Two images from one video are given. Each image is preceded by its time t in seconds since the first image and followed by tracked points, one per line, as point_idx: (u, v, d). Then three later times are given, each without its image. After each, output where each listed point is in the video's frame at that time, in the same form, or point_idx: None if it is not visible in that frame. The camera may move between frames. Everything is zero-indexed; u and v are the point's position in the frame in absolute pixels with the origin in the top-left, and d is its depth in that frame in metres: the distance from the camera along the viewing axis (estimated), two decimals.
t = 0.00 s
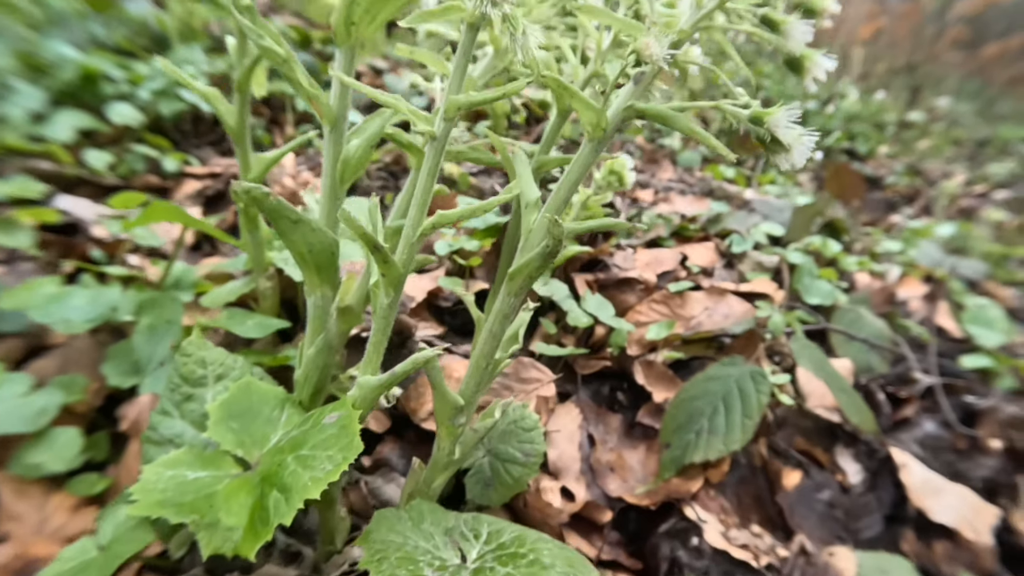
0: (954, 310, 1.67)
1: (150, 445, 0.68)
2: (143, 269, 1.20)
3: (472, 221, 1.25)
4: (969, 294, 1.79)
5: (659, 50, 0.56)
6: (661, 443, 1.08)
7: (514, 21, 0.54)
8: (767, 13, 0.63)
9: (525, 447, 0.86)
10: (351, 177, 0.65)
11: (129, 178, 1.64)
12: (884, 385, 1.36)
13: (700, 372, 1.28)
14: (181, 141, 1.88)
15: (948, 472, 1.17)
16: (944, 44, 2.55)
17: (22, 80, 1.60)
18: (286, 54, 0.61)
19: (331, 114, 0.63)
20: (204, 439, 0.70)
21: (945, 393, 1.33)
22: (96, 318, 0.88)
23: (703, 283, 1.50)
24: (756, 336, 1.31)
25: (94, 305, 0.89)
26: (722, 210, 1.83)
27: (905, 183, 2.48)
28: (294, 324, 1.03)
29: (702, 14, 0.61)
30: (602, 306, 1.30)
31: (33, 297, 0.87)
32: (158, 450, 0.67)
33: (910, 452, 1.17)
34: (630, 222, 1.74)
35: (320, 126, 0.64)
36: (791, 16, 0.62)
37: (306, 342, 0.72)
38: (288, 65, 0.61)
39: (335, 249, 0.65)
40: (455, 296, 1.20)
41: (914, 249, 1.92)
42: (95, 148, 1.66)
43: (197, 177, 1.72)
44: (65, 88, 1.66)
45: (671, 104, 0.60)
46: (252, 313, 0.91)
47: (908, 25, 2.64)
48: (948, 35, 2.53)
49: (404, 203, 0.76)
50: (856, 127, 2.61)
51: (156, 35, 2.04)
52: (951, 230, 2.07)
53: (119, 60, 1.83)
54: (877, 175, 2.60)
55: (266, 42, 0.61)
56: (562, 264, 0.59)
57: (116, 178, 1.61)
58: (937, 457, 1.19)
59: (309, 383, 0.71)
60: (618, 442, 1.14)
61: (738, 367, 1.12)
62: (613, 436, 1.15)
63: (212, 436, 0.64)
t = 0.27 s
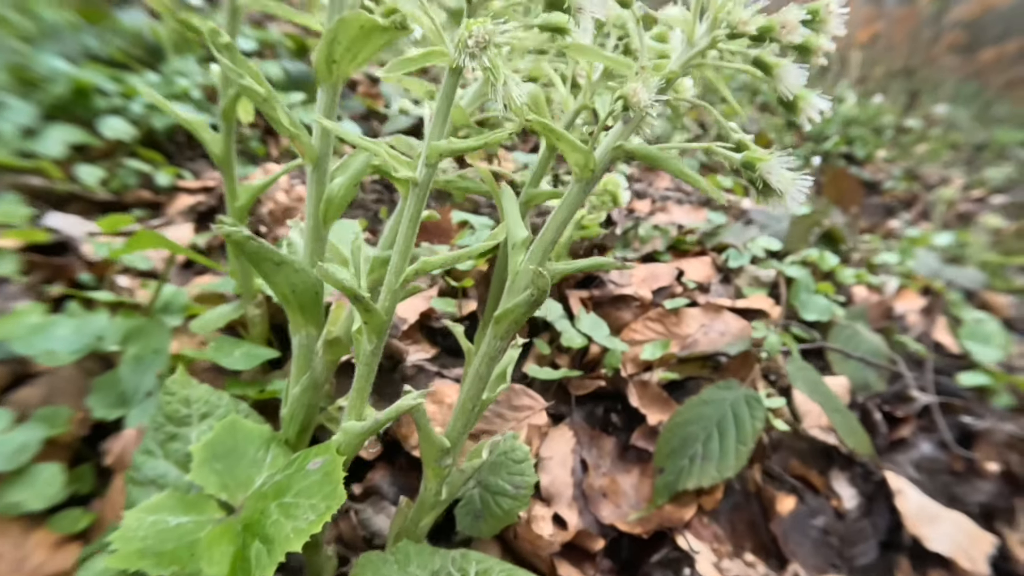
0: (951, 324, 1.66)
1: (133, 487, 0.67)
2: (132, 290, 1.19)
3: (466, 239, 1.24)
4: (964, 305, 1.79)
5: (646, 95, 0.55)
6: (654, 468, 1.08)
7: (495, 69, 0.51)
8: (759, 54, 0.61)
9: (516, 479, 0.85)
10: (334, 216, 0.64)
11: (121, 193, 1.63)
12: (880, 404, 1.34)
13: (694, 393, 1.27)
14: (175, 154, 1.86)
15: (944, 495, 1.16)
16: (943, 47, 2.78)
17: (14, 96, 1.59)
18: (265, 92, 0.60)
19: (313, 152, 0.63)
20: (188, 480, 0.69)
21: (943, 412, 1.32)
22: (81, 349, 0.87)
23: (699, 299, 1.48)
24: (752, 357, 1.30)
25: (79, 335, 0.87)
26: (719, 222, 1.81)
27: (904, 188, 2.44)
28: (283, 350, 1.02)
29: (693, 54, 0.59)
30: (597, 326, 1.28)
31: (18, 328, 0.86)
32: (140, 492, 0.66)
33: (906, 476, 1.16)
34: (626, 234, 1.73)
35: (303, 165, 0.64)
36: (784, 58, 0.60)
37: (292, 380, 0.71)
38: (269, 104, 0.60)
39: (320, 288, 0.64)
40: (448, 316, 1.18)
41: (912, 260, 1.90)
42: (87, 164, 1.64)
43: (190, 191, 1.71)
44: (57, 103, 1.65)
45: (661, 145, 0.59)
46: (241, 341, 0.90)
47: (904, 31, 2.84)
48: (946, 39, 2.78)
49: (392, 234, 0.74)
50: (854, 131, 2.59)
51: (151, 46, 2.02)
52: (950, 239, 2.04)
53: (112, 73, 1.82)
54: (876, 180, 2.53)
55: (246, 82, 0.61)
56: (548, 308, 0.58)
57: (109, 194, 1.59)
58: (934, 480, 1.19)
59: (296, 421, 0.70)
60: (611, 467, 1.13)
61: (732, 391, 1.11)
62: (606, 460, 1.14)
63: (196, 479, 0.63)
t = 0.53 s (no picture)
0: (953, 346, 1.64)
1: (128, 554, 0.66)
2: (127, 325, 1.18)
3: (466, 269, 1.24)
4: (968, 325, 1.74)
5: (651, 178, 0.55)
6: (655, 507, 1.07)
7: (495, 160, 0.52)
8: (770, 131, 0.59)
9: (515, 530, 0.84)
10: (328, 281, 0.63)
11: (117, 217, 1.61)
12: (882, 434, 1.33)
13: (695, 426, 1.26)
14: (171, 174, 1.84)
15: (947, 531, 1.15)
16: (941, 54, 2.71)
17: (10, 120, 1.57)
18: (259, 160, 0.60)
19: (306, 219, 0.62)
20: (184, 546, 0.68)
21: (945, 442, 1.31)
22: (74, 399, 0.85)
23: (700, 325, 1.47)
24: (754, 390, 1.29)
25: (71, 384, 0.85)
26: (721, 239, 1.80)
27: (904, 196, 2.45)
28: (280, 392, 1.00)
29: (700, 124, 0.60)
30: (596, 357, 1.28)
31: (8, 377, 0.84)
32: (135, 560, 0.65)
33: (908, 514, 1.15)
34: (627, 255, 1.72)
35: (298, 231, 0.63)
36: (799, 138, 0.58)
37: (288, 440, 0.70)
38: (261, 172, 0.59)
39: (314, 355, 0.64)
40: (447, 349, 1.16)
41: (913, 275, 1.87)
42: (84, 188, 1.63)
43: (186, 214, 1.70)
44: (53, 126, 1.63)
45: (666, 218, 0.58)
46: (237, 387, 0.89)
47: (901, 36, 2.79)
48: (942, 46, 2.72)
49: (392, 284, 0.82)
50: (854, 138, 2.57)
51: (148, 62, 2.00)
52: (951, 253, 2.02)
53: (108, 93, 1.80)
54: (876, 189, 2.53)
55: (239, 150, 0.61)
56: (548, 385, 0.57)
57: (104, 219, 1.58)
58: (936, 515, 1.18)
59: (293, 483, 0.69)
60: (611, 504, 1.13)
61: (733, 429, 1.10)
62: (606, 497, 1.14)
63: (190, 550, 0.60)
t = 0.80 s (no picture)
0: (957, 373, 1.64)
1: None
2: (140, 366, 1.19)
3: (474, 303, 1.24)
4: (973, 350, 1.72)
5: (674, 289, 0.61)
6: (664, 547, 1.08)
7: (525, 292, 0.56)
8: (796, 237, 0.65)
9: None
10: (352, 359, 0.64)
11: (127, 247, 1.63)
12: (889, 468, 1.34)
13: (703, 463, 1.27)
14: (179, 200, 1.85)
15: (953, 571, 1.16)
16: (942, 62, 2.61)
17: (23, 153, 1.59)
18: (280, 245, 0.59)
19: (328, 301, 0.62)
20: None
21: (951, 477, 1.33)
22: (92, 456, 0.85)
23: (707, 355, 1.48)
24: (762, 427, 1.29)
25: (90, 441, 0.86)
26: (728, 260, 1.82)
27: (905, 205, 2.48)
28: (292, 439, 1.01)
29: (722, 215, 0.67)
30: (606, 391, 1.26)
31: (28, 435, 0.84)
32: None
33: (915, 556, 1.17)
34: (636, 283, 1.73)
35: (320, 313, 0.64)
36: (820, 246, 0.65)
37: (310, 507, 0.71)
38: (282, 258, 0.58)
39: (337, 432, 0.65)
40: (457, 388, 1.17)
41: (917, 295, 1.86)
42: (95, 218, 1.64)
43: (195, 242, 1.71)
44: (64, 157, 1.64)
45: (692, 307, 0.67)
46: (254, 438, 0.91)
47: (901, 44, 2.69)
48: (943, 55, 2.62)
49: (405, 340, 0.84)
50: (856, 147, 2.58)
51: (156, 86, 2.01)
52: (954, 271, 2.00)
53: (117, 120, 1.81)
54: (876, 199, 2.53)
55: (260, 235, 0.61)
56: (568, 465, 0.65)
57: (115, 250, 1.59)
58: (943, 554, 1.19)
59: (315, 548, 0.71)
60: (621, 543, 1.14)
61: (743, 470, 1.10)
62: (616, 536, 1.15)
63: None
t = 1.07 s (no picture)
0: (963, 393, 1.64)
1: None
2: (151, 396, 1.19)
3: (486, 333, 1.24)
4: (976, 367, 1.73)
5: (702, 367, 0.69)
6: None
7: (563, 387, 0.63)
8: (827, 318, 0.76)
9: None
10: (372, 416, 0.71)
11: (134, 269, 1.63)
12: (896, 492, 1.35)
13: (713, 490, 1.28)
14: (186, 220, 1.84)
15: None
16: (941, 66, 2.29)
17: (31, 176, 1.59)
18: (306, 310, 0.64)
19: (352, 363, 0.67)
20: None
21: (958, 501, 1.34)
22: (109, 499, 0.85)
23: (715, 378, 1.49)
24: (770, 454, 1.30)
25: (107, 482, 0.86)
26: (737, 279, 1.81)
27: (907, 211, 2.44)
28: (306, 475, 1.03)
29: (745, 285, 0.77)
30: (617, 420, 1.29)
31: (45, 477, 0.85)
32: None
33: None
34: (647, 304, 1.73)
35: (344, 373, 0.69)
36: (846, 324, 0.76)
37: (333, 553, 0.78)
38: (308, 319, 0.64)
39: (360, 484, 0.69)
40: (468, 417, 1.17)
41: (920, 309, 1.82)
42: (103, 240, 1.64)
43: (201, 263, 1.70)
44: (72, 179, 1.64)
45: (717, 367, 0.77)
46: (272, 477, 0.91)
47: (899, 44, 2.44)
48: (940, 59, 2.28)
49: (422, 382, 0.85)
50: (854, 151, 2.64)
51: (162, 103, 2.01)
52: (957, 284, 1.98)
53: (123, 140, 1.82)
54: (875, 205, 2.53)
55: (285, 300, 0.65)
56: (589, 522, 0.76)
57: (120, 272, 1.60)
58: None
59: None
60: (632, 571, 1.15)
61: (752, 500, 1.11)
62: (627, 565, 1.15)
63: None
